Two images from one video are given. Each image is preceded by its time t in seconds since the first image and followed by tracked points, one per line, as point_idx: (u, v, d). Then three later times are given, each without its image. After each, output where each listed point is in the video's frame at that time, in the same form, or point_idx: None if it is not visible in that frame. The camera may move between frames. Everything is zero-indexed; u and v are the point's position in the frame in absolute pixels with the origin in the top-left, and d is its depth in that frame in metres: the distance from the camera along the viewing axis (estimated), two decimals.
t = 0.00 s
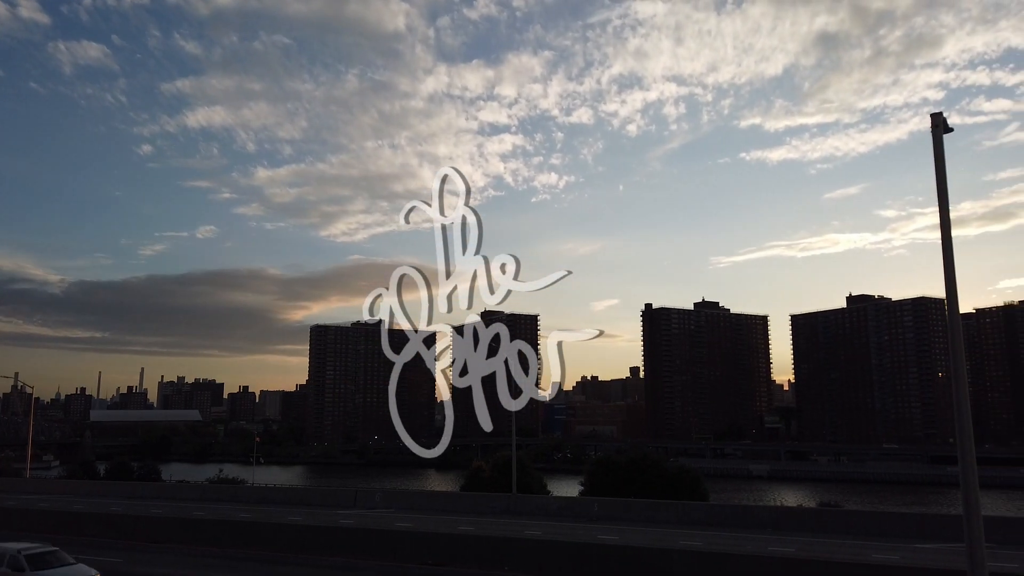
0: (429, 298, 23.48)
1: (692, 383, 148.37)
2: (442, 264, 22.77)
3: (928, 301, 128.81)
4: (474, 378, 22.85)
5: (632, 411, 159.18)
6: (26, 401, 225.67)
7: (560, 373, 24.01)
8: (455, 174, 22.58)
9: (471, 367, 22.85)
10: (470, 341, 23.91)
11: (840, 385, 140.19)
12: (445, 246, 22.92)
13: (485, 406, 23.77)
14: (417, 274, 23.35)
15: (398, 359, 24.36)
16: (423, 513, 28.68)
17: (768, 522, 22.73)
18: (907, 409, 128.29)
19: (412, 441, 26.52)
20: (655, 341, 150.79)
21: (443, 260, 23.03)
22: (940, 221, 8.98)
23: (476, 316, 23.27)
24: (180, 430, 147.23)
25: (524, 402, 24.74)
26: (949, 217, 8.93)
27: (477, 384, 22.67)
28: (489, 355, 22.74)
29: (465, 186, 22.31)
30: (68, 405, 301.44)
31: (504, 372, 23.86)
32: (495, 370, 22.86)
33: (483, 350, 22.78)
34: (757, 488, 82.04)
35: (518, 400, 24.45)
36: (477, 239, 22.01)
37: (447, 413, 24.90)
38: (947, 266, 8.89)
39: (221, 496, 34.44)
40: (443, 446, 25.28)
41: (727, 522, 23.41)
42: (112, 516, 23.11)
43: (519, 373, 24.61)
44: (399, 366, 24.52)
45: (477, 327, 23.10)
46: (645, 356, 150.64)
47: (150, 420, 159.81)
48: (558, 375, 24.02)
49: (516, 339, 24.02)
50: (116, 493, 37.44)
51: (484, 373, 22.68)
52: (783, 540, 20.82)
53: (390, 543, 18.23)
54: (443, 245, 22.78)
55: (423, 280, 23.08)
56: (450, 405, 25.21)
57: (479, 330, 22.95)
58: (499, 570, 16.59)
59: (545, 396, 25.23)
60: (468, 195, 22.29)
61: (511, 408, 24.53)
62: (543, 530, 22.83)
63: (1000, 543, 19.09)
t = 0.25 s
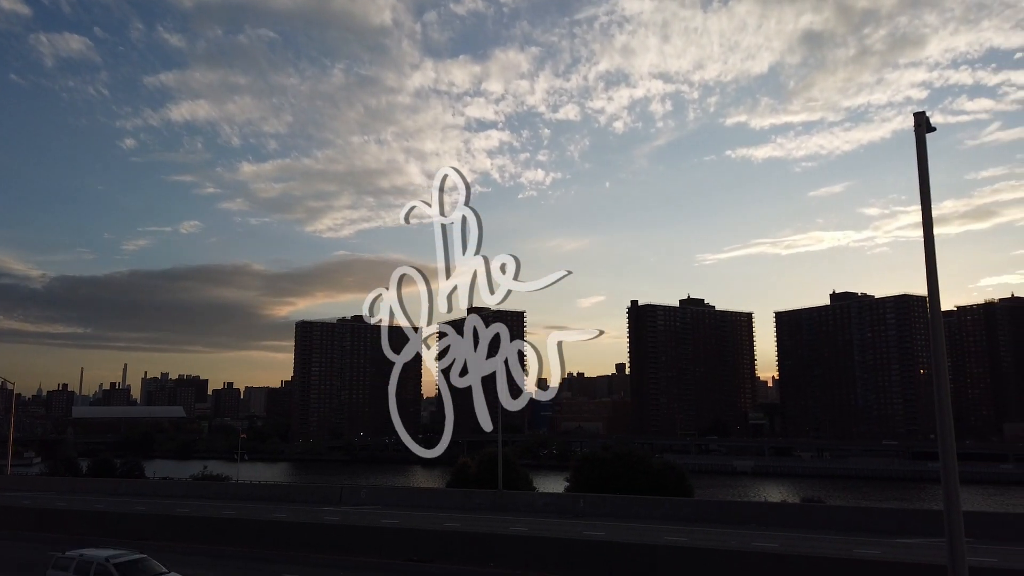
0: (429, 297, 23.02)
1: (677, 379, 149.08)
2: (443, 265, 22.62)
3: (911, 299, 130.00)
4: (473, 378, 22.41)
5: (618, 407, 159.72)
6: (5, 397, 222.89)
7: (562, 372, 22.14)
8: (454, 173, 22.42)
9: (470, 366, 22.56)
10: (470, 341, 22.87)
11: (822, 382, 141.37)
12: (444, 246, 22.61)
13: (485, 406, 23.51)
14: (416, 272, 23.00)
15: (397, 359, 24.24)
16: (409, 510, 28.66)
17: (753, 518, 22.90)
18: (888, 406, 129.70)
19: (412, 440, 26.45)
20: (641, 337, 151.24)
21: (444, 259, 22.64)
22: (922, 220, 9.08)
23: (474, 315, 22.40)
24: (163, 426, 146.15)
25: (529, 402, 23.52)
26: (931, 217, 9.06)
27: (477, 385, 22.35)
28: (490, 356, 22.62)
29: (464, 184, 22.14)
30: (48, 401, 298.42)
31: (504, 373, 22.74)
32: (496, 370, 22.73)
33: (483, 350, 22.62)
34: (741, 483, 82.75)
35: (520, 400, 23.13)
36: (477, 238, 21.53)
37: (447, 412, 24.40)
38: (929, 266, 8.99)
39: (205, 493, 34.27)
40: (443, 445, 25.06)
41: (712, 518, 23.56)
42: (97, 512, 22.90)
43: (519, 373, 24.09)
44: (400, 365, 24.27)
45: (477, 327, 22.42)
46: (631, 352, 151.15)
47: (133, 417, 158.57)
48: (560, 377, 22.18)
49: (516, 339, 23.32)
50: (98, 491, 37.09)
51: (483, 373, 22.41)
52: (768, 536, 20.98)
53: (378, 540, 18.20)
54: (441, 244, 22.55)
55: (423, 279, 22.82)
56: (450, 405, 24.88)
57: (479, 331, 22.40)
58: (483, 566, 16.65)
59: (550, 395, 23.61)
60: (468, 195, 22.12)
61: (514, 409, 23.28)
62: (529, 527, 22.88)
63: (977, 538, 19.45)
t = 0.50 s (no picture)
0: (429, 297, 22.90)
1: (666, 379, 149.46)
2: (442, 263, 22.41)
3: (898, 300, 130.91)
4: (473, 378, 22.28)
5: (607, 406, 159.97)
6: None
7: (560, 369, 20.92)
8: (454, 173, 22.36)
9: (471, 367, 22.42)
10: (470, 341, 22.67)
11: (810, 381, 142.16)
12: (444, 245, 22.50)
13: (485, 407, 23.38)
14: (416, 271, 22.89)
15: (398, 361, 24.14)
16: (398, 509, 28.63)
17: (740, 517, 23.06)
18: (876, 405, 130.68)
19: (412, 441, 26.37)
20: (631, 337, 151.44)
21: (444, 258, 22.51)
22: (909, 222, 9.17)
23: (473, 315, 22.27)
24: (151, 426, 145.30)
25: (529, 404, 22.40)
26: (918, 220, 9.14)
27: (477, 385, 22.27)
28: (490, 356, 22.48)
29: (464, 185, 22.12)
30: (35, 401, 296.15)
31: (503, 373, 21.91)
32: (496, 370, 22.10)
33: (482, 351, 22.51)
34: (730, 483, 83.14)
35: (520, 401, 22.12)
36: (476, 238, 21.48)
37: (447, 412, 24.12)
38: (916, 267, 9.07)
39: (194, 493, 34.12)
40: (443, 446, 24.89)
41: (700, 517, 23.67)
42: (85, 511, 22.74)
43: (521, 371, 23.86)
44: (399, 365, 24.17)
45: (477, 327, 22.36)
46: (621, 351, 151.40)
47: (120, 416, 157.58)
48: (557, 373, 21.00)
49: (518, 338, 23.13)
50: (85, 491, 36.82)
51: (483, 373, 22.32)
52: (755, 534, 21.09)
53: (368, 540, 18.17)
54: (441, 243, 22.47)
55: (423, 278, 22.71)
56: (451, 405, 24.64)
57: (479, 330, 22.26)
58: (473, 564, 16.65)
59: (551, 397, 22.30)
60: (468, 195, 22.06)
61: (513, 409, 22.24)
62: (518, 527, 22.84)
63: (963, 536, 19.63)
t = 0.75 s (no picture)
0: (428, 296, 22.84)
1: (657, 379, 149.79)
2: (442, 263, 22.35)
3: (886, 300, 131.75)
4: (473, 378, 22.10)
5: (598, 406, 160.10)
6: None
7: (560, 368, 20.84)
8: (454, 173, 22.37)
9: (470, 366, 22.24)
10: (469, 341, 22.49)
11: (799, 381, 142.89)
12: (444, 245, 22.47)
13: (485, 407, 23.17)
14: (416, 270, 22.81)
15: (398, 359, 24.07)
16: (388, 509, 28.61)
17: (730, 516, 23.16)
18: (864, 405, 131.53)
19: (411, 441, 26.27)
20: (621, 337, 151.54)
21: (444, 258, 22.47)
22: (898, 222, 9.24)
23: (473, 314, 22.17)
24: (140, 426, 144.27)
25: (529, 403, 22.09)
26: (906, 221, 9.21)
27: (477, 384, 22.12)
28: (490, 356, 22.34)
29: (465, 185, 22.09)
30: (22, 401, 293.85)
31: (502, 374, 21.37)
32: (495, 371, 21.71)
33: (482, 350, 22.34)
34: (719, 482, 83.60)
35: (520, 401, 21.75)
36: (476, 237, 21.44)
37: (446, 412, 23.90)
38: (906, 268, 9.13)
39: (182, 492, 33.96)
40: (444, 446, 24.75)
41: (691, 516, 23.75)
42: (72, 512, 22.60)
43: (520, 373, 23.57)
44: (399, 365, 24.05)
45: (477, 328, 22.30)
46: (612, 351, 151.56)
47: (109, 416, 156.52)
48: (557, 372, 20.89)
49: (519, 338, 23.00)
50: (72, 491, 36.54)
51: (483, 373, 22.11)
52: (744, 534, 21.18)
53: (358, 539, 18.13)
54: (441, 243, 22.43)
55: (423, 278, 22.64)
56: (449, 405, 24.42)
57: (479, 331, 22.17)
58: (464, 564, 16.65)
59: (552, 397, 21.84)
60: (468, 194, 22.03)
61: (513, 409, 22.01)
62: (509, 527, 22.81)
63: (950, 535, 19.78)
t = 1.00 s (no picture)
0: (428, 295, 22.83)
1: (650, 379, 150.02)
2: (442, 262, 22.35)
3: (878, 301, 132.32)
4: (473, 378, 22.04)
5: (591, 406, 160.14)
6: None
7: (559, 368, 20.75)
8: (454, 173, 22.36)
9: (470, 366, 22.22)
10: (470, 341, 22.42)
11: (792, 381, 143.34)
12: (444, 245, 22.46)
13: (485, 407, 23.06)
14: (416, 270, 22.79)
15: (397, 359, 24.04)
16: (383, 509, 28.55)
17: (722, 516, 23.24)
18: (856, 405, 132.15)
19: (411, 441, 26.22)
20: (615, 337, 151.62)
21: (444, 258, 22.47)
22: (889, 221, 9.30)
23: (473, 314, 22.14)
24: (132, 427, 143.54)
25: (529, 403, 22.01)
26: (899, 219, 9.26)
27: (477, 384, 22.08)
28: (490, 355, 22.30)
29: (465, 185, 22.12)
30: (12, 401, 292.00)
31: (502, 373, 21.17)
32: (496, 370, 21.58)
33: (483, 350, 22.29)
34: (712, 482, 83.78)
35: (520, 400, 21.64)
36: (476, 237, 21.45)
37: (445, 412, 23.81)
38: (896, 266, 9.20)
39: (174, 493, 33.80)
40: (444, 446, 24.70)
41: (683, 516, 23.82)
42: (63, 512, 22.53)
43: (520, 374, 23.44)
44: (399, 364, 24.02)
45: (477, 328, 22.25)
46: (605, 350, 151.65)
47: (100, 416, 155.67)
48: (557, 372, 20.76)
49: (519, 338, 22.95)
50: (63, 492, 36.32)
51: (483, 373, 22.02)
52: (736, 534, 21.27)
53: (351, 539, 18.14)
54: (441, 242, 22.43)
55: (423, 277, 22.63)
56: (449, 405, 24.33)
57: (479, 331, 22.11)
58: (457, 565, 16.66)
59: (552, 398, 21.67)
60: (468, 194, 22.04)
61: (513, 409, 21.96)
62: (501, 526, 22.82)
63: (940, 535, 19.91)
